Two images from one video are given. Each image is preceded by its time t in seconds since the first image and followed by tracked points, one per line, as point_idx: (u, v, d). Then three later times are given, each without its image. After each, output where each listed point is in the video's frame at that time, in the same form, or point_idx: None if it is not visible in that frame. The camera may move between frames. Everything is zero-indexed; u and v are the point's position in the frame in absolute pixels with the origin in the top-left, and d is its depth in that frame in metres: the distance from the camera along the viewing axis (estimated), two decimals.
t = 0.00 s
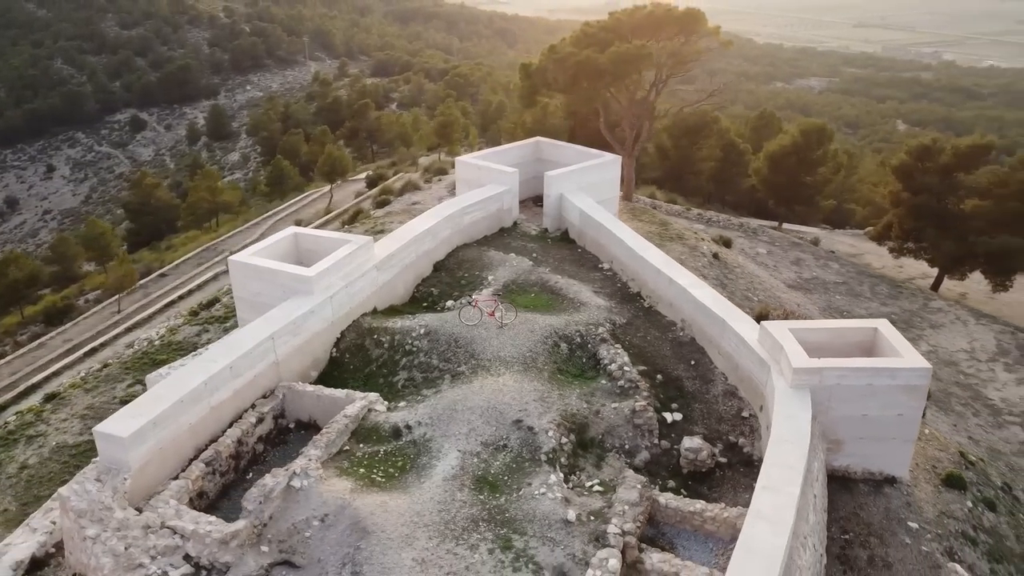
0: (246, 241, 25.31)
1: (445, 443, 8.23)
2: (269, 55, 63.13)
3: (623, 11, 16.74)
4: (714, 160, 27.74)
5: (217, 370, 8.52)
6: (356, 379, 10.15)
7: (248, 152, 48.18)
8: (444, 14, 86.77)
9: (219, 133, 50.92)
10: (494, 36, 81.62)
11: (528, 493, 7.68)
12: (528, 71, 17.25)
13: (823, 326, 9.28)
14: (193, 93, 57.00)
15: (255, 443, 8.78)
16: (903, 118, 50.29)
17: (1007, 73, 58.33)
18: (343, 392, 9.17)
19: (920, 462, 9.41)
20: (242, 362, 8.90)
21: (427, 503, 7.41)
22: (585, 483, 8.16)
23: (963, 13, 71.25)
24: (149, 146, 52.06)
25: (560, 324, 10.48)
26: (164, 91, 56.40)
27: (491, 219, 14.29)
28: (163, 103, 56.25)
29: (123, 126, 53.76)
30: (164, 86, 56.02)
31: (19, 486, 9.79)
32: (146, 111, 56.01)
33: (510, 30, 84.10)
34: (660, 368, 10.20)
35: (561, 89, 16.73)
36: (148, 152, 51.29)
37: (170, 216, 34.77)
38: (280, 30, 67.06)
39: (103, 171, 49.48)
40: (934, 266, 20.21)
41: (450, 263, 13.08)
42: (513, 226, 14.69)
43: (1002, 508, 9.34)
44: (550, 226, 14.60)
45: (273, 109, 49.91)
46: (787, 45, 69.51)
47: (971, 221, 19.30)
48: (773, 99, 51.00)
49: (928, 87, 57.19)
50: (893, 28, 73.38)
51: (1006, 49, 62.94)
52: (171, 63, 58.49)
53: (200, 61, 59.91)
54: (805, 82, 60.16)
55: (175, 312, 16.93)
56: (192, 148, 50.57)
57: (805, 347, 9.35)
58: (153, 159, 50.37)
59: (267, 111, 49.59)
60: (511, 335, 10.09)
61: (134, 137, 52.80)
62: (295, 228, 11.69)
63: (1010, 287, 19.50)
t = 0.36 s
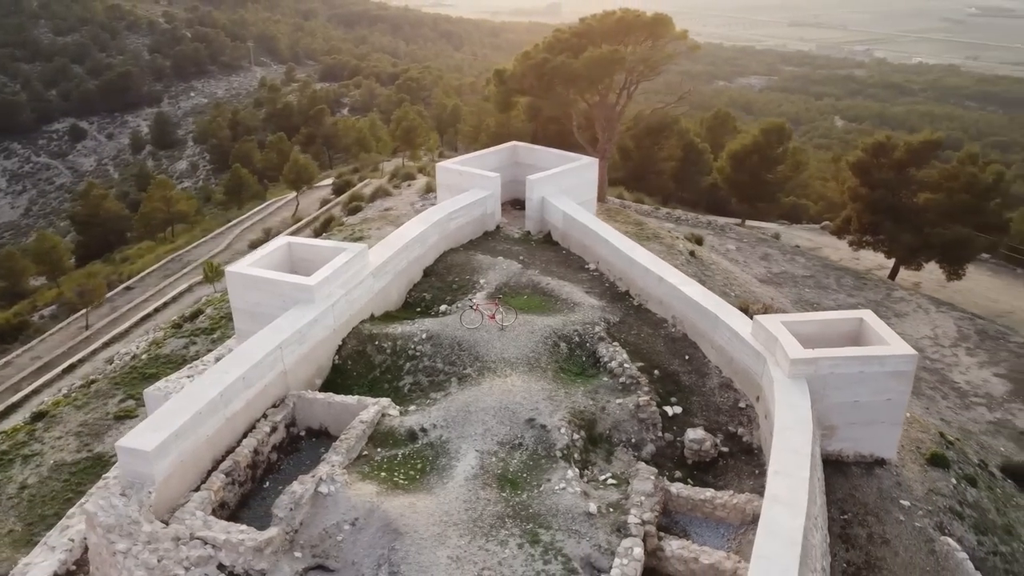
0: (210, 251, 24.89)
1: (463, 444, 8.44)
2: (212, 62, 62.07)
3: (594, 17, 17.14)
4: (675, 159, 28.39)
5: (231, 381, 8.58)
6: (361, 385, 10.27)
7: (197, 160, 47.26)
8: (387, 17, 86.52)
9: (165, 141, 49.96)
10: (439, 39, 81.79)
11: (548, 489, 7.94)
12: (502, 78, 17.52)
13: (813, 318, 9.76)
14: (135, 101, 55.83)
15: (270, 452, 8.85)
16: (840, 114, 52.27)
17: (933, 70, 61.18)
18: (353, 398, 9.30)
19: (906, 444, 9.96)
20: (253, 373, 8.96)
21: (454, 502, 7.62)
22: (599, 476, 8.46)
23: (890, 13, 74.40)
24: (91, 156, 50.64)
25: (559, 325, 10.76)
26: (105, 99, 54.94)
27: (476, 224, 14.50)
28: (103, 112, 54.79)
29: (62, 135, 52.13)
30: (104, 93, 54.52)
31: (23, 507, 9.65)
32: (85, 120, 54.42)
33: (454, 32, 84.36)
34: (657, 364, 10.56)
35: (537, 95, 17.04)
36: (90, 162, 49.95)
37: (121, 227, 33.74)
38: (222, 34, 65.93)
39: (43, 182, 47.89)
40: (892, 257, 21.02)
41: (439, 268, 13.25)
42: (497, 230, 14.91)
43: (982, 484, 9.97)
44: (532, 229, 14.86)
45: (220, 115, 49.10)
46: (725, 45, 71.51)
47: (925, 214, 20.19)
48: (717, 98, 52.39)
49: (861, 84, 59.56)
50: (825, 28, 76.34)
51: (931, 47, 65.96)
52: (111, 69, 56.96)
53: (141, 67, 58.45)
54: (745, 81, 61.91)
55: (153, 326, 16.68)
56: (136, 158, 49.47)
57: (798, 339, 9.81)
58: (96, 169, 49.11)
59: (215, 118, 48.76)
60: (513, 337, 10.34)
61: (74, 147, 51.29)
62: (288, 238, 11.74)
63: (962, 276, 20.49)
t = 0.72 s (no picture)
0: (172, 262, 24.46)
1: (479, 443, 8.67)
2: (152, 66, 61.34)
3: (565, 22, 17.50)
4: (635, 159, 28.98)
5: (245, 391, 8.65)
6: (365, 390, 10.39)
7: (141, 169, 46.22)
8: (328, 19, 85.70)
9: (105, 150, 48.67)
10: (382, 41, 81.39)
11: (566, 482, 8.23)
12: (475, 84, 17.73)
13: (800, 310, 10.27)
14: (72, 108, 54.48)
15: (285, 459, 8.94)
16: (778, 112, 54.09)
17: (863, 69, 63.77)
18: (363, 403, 9.44)
19: (889, 425, 10.54)
20: (264, 381, 9.03)
21: (479, 498, 7.85)
22: (611, 468, 8.78)
23: (819, 12, 77.19)
24: (27, 166, 48.97)
25: (556, 324, 11.05)
26: (40, 107, 53.13)
27: (460, 227, 14.70)
28: (38, 120, 52.96)
29: None
30: (38, 101, 52.70)
31: (27, 525, 9.53)
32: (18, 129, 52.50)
33: (396, 34, 84.20)
34: (652, 359, 10.94)
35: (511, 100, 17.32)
36: (26, 173, 48.25)
37: (66, 238, 32.84)
38: (160, 39, 64.43)
39: None
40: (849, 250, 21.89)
41: (428, 272, 13.42)
42: (479, 234, 15.14)
43: (959, 460, 10.62)
44: (513, 231, 15.14)
45: (162, 122, 48.01)
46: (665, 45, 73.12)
47: (879, 207, 21.07)
48: (662, 98, 53.62)
49: (796, 82, 61.66)
50: (759, 27, 78.71)
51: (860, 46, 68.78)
52: (44, 76, 55.06)
53: (76, 74, 56.66)
54: (686, 81, 63.43)
55: (129, 340, 16.43)
56: (75, 167, 48.06)
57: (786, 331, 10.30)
58: (33, 179, 47.50)
59: (158, 125, 47.67)
60: (513, 337, 10.61)
61: (8, 157, 49.46)
62: (281, 246, 11.79)
63: (914, 265, 21.46)
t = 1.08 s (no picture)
0: (134, 274, 23.96)
1: (494, 440, 8.91)
2: (89, 72, 59.41)
3: (536, 27, 17.86)
4: (597, 159, 29.32)
5: (261, 398, 8.72)
6: (370, 394, 10.53)
7: (82, 178, 44.94)
8: (269, 22, 84.59)
9: (43, 160, 47.13)
10: (325, 43, 80.66)
11: (581, 474, 8.53)
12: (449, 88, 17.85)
13: (787, 303, 10.79)
14: (6, 118, 52.47)
15: (301, 465, 9.04)
16: (720, 110, 55.69)
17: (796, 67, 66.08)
18: (374, 407, 9.60)
19: (872, 409, 11.13)
20: (277, 389, 9.11)
21: (501, 494, 8.09)
22: (622, 460, 9.10)
23: (753, 10, 79.50)
24: None
25: (552, 323, 11.34)
26: None
27: (444, 231, 14.89)
28: None
29: None
30: None
31: (34, 544, 9.43)
32: None
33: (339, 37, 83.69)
34: (646, 353, 11.31)
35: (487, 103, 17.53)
36: None
37: (9, 252, 31.81)
38: (95, 44, 62.65)
39: None
40: (809, 244, 22.71)
41: (417, 276, 13.57)
42: (462, 237, 15.35)
43: (937, 440, 11.27)
44: (496, 233, 15.40)
45: (105, 129, 46.75)
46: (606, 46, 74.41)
47: (837, 201, 21.87)
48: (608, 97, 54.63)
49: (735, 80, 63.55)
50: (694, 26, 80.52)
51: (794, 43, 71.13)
52: None
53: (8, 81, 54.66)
54: (629, 80, 64.73)
55: (106, 356, 16.15)
56: (12, 178, 46.38)
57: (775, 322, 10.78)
58: None
59: (100, 133, 46.42)
60: (513, 337, 10.87)
61: None
62: (275, 254, 11.81)
63: (870, 257, 22.39)
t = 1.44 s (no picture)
0: (95, 288, 23.36)
1: (509, 439, 9.14)
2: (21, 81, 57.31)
3: (507, 32, 18.13)
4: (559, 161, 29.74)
5: (278, 407, 8.81)
6: (376, 398, 10.65)
7: (20, 190, 43.32)
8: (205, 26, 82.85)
9: None
10: (265, 48, 79.42)
11: (596, 467, 8.83)
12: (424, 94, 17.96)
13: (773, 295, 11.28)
14: None
15: (317, 471, 9.13)
16: (662, 110, 56.73)
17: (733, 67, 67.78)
18: (385, 410, 9.73)
19: (855, 395, 11.72)
20: (290, 396, 9.19)
21: (524, 490, 8.33)
22: (631, 453, 9.43)
23: (689, 10, 81.29)
24: None
25: (550, 324, 11.61)
26: None
27: (429, 235, 15.06)
28: None
29: None
30: None
31: (44, 564, 9.29)
32: None
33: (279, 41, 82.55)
34: (640, 349, 11.69)
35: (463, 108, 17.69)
36: None
37: None
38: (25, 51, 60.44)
39: None
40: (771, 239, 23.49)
41: (407, 281, 13.71)
42: (445, 242, 15.54)
43: (915, 422, 11.91)
44: (478, 237, 15.63)
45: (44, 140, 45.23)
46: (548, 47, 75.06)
47: (796, 198, 22.64)
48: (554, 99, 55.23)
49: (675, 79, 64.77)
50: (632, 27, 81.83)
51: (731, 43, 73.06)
52: None
53: None
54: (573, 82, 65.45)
55: (84, 372, 15.86)
56: None
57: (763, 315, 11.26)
58: None
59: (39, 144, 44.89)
60: (514, 338, 11.13)
61: None
62: (270, 263, 11.82)
63: (829, 250, 23.27)
